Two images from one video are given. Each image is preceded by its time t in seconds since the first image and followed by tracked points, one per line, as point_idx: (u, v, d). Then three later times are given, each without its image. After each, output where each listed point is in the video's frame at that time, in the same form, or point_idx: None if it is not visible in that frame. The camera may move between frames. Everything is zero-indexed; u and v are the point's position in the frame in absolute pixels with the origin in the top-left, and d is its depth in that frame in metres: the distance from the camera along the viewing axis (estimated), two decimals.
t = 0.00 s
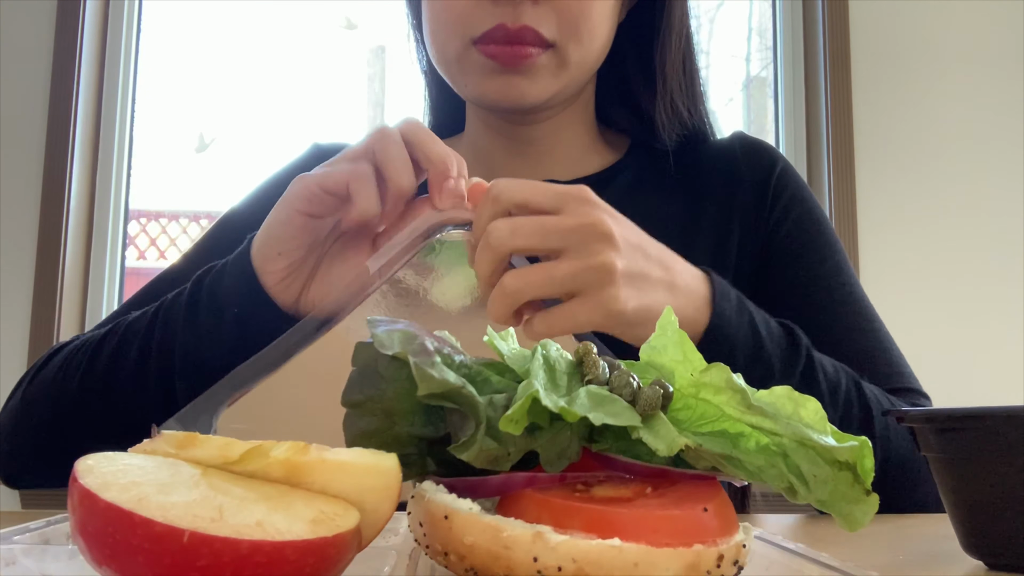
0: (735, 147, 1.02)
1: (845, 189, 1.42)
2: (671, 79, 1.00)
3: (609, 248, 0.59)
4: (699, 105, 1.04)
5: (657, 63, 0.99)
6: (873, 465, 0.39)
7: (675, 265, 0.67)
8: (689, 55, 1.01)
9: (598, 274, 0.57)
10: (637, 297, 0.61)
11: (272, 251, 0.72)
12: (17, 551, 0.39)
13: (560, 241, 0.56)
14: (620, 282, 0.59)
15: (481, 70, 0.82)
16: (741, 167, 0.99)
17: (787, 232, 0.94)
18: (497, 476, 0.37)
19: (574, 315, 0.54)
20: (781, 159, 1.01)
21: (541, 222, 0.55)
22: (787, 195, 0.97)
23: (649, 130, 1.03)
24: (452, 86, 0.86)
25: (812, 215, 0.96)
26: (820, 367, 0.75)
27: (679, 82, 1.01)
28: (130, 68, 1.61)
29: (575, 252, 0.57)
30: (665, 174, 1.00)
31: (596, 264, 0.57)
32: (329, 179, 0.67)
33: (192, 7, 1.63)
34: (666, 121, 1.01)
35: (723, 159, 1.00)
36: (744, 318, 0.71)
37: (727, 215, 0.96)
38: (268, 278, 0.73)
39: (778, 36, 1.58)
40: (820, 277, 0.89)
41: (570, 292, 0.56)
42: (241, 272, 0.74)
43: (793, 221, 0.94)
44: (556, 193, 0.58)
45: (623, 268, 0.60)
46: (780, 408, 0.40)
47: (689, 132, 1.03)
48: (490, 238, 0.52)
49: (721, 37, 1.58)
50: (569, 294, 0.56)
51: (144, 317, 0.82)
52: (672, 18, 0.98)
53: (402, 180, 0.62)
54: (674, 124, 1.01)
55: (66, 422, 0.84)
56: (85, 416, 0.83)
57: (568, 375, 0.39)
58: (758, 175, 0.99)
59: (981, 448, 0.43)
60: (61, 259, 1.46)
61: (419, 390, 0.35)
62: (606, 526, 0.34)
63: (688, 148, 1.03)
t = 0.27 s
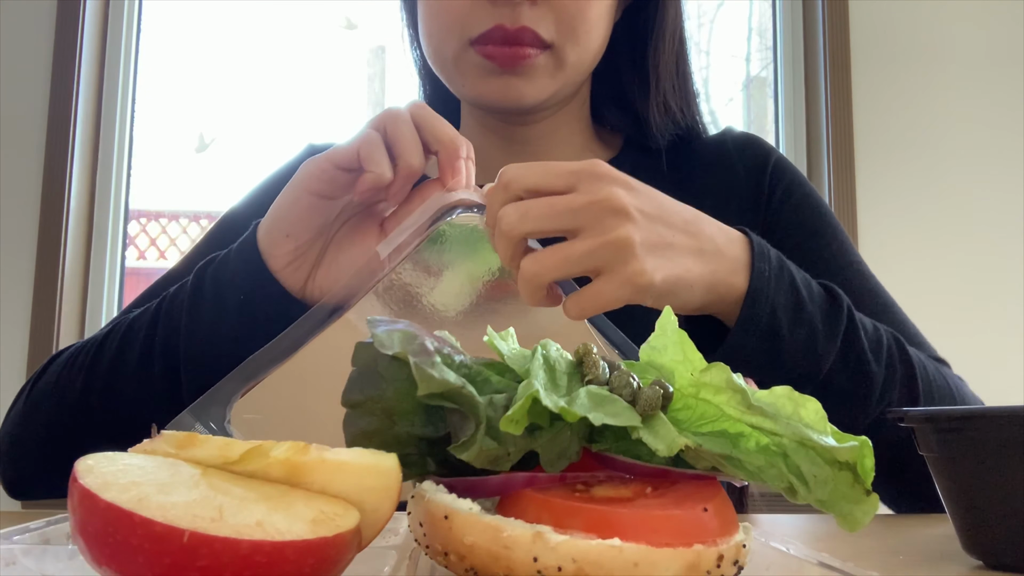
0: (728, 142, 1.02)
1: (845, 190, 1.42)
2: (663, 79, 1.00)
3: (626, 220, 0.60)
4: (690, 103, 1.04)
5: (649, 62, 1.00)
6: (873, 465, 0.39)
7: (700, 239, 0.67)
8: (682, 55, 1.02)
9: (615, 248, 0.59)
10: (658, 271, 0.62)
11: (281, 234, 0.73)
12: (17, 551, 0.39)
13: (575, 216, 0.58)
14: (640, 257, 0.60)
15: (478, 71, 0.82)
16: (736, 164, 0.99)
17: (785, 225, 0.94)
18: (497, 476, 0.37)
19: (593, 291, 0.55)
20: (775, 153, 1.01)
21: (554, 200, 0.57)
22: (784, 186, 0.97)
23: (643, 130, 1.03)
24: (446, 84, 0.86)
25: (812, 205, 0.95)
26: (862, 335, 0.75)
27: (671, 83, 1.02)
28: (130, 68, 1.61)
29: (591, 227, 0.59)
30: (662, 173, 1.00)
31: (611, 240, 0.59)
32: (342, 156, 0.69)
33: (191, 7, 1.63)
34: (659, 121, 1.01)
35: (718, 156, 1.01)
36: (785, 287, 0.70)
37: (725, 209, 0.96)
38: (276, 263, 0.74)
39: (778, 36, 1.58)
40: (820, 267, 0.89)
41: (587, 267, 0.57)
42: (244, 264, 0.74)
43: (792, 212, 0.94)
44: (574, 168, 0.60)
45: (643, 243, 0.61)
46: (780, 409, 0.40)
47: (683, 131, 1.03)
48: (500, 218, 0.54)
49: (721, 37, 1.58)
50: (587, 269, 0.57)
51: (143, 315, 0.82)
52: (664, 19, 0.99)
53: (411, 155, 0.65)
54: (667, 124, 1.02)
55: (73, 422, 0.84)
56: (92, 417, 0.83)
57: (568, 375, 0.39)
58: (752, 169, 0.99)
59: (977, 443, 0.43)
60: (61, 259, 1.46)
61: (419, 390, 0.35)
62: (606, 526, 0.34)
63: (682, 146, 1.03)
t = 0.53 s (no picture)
0: (727, 140, 1.02)
1: (845, 189, 1.42)
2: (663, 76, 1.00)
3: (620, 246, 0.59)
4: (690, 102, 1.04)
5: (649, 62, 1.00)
6: (873, 465, 0.39)
7: (688, 255, 0.65)
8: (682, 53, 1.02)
9: (594, 275, 0.58)
10: (625, 297, 0.62)
11: (264, 239, 0.71)
12: (17, 551, 0.39)
13: (567, 234, 0.57)
14: (614, 282, 0.60)
15: (481, 68, 0.82)
16: (734, 162, 0.99)
17: (781, 221, 0.94)
18: (497, 476, 0.37)
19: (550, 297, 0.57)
20: (774, 151, 1.01)
21: (552, 213, 0.56)
22: (781, 185, 0.97)
23: (643, 128, 1.03)
24: (445, 77, 0.86)
25: (808, 204, 0.95)
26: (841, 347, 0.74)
27: (672, 81, 1.02)
28: (130, 68, 1.61)
29: (583, 245, 0.58)
30: (661, 171, 1.00)
31: (590, 267, 0.58)
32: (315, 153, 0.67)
33: (191, 7, 1.63)
34: (659, 119, 1.01)
35: (717, 154, 1.01)
36: (768, 297, 0.69)
37: (719, 207, 0.96)
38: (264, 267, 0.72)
39: (778, 36, 1.58)
40: (815, 264, 0.89)
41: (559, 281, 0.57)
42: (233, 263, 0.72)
43: (790, 210, 0.94)
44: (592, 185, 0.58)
45: (625, 267, 0.61)
46: (780, 408, 0.40)
47: (682, 129, 1.03)
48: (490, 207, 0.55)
49: (721, 37, 1.58)
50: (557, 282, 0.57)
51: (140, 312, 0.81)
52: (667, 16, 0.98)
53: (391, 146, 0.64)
54: (667, 122, 1.02)
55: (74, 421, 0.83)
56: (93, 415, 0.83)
57: (568, 375, 0.39)
58: (751, 167, 0.99)
59: (975, 443, 0.43)
60: (61, 259, 1.46)
61: (419, 390, 0.35)
62: (606, 526, 0.34)
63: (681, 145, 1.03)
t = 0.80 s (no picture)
0: (726, 139, 1.02)
1: (845, 189, 1.42)
2: (664, 76, 1.00)
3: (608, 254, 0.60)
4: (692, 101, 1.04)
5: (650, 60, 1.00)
6: (873, 465, 0.39)
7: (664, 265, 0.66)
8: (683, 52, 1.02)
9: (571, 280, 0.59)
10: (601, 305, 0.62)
11: (280, 241, 0.72)
12: (17, 550, 0.39)
13: (556, 235, 0.57)
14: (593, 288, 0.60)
15: (482, 63, 0.82)
16: (733, 163, 0.99)
17: (777, 223, 0.93)
18: (497, 476, 0.37)
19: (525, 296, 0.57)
20: (773, 151, 1.00)
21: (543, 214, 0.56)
22: (779, 187, 0.97)
23: (643, 127, 1.03)
24: (449, 77, 0.87)
25: (802, 209, 0.95)
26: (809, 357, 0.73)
27: (672, 79, 1.02)
28: (130, 68, 1.61)
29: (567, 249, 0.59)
30: (660, 170, 1.00)
31: (573, 273, 0.58)
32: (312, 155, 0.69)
33: (191, 7, 1.63)
34: (659, 117, 1.01)
35: (716, 153, 1.00)
36: (734, 307, 0.69)
37: (717, 208, 0.96)
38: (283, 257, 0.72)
39: (778, 36, 1.58)
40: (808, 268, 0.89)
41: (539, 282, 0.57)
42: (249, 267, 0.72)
43: (785, 214, 0.94)
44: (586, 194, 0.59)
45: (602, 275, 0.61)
46: (780, 408, 0.40)
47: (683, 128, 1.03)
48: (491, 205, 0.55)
49: (721, 37, 1.58)
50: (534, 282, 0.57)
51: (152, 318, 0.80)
52: (668, 15, 0.98)
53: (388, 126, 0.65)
54: (665, 119, 1.02)
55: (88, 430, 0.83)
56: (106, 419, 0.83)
57: (568, 375, 0.39)
58: (750, 168, 0.99)
59: (976, 445, 0.43)
60: (61, 259, 1.46)
61: (419, 389, 0.35)
62: (606, 526, 0.34)
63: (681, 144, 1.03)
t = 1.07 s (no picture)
0: (725, 136, 1.02)
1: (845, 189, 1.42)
2: (663, 72, 1.00)
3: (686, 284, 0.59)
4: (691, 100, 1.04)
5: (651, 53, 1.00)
6: (873, 465, 0.39)
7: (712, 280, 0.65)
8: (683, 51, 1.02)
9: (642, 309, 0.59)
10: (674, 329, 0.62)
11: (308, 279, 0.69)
12: (17, 550, 0.39)
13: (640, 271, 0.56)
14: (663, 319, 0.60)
15: (486, 55, 0.81)
16: (733, 162, 0.99)
17: (777, 224, 0.93)
18: (497, 476, 0.37)
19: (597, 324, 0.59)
20: (772, 150, 1.00)
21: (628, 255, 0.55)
22: (778, 187, 0.96)
23: (643, 124, 1.03)
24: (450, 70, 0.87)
25: (800, 207, 0.95)
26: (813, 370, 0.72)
27: (672, 77, 1.02)
28: (130, 68, 1.61)
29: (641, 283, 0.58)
30: (660, 167, 1.00)
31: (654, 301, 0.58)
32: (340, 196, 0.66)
33: (191, 7, 1.63)
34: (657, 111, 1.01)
35: (715, 150, 1.00)
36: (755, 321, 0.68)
37: (718, 211, 0.96)
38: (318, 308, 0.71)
39: (777, 36, 1.58)
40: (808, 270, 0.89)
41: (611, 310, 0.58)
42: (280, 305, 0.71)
43: (783, 215, 0.94)
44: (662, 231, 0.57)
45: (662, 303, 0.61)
46: (780, 408, 0.40)
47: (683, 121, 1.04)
48: (577, 243, 0.54)
49: (721, 36, 1.58)
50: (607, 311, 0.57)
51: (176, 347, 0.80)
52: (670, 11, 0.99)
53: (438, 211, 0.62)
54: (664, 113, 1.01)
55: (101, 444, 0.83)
56: (120, 436, 0.82)
57: (568, 375, 0.39)
58: (749, 168, 0.98)
59: (976, 444, 0.43)
60: (60, 259, 1.46)
61: (419, 390, 0.35)
62: (606, 526, 0.34)
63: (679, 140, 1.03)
